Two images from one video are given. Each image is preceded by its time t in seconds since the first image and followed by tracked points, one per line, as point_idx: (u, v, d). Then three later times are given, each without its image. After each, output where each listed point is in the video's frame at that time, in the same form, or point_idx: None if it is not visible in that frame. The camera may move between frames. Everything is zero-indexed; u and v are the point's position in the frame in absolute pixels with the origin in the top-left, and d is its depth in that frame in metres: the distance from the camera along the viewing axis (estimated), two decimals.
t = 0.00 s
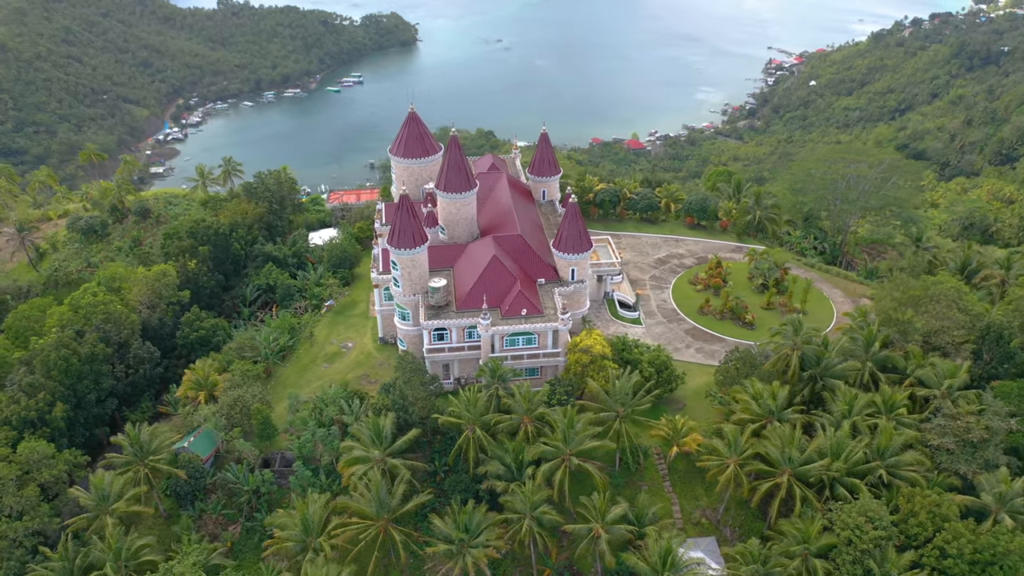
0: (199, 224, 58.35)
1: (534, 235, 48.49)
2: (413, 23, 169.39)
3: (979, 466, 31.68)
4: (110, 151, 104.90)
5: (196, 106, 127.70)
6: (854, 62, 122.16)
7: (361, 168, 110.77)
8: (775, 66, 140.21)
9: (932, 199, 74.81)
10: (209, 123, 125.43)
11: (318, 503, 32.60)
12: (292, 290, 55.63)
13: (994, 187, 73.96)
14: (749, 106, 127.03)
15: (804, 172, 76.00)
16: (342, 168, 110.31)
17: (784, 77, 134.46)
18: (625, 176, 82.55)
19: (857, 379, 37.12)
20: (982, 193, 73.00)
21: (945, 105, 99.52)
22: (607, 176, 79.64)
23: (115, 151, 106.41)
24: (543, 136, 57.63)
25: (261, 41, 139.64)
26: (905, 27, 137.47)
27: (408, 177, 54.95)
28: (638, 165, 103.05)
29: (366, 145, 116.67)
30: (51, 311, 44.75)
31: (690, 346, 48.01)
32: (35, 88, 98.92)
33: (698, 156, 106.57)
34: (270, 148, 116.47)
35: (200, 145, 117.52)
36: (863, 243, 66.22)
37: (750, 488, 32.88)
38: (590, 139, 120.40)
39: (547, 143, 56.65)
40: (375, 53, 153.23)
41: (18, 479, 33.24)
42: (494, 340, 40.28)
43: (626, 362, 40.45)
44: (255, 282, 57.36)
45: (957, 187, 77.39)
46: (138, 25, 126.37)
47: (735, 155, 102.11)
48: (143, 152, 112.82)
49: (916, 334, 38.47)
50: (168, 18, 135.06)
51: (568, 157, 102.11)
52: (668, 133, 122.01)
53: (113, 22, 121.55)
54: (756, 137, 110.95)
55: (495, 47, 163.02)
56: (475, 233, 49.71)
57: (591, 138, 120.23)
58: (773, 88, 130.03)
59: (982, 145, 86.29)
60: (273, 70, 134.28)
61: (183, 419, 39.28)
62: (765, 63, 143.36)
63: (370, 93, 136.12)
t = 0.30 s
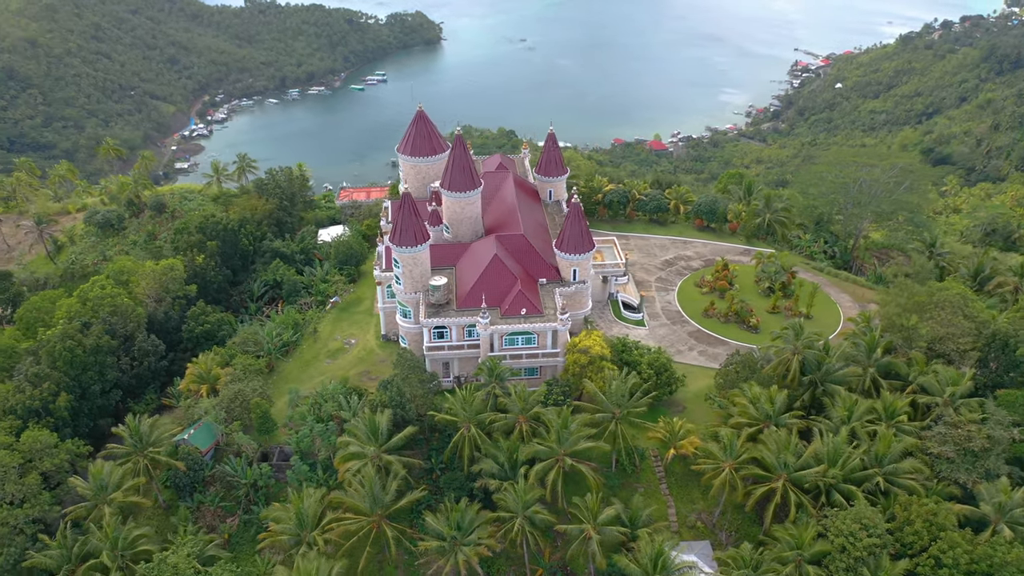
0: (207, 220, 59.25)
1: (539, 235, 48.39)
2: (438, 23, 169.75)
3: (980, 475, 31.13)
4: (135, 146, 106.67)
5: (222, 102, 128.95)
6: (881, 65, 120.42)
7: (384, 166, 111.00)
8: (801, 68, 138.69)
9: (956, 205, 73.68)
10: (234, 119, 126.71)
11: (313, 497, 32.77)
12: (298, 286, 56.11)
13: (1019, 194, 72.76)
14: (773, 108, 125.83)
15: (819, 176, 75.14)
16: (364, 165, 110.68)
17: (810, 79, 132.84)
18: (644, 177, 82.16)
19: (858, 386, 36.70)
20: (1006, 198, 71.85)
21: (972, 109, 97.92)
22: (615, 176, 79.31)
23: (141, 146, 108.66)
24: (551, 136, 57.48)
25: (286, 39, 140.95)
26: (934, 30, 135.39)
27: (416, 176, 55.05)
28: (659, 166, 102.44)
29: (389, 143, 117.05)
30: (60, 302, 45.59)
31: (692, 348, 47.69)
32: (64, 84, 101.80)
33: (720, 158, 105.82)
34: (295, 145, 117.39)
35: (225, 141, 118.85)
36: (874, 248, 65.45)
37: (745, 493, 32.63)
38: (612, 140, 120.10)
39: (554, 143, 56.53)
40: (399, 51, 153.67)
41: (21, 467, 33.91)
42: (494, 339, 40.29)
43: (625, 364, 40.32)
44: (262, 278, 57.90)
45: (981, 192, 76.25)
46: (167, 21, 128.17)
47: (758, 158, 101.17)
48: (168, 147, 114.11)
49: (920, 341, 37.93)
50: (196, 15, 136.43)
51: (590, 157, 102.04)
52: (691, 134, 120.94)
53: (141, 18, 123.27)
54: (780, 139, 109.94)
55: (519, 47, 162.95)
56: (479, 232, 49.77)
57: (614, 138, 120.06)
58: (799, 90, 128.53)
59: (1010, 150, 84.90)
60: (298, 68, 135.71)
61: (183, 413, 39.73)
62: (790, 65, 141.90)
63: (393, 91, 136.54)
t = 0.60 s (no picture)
0: (217, 215, 60.16)
1: (544, 236, 48.34)
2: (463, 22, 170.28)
3: (980, 485, 30.66)
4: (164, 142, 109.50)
5: (247, 99, 130.82)
6: (909, 68, 118.71)
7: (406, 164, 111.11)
8: (828, 71, 137.08)
9: (982, 211, 72.40)
10: (259, 116, 128.27)
11: (309, 491, 32.98)
12: (305, 282, 56.65)
13: None
14: (798, 110, 124.49)
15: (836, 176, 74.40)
16: (386, 163, 111.12)
17: (837, 82, 131.38)
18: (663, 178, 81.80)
19: (859, 392, 36.28)
20: None
21: (1002, 112, 96.24)
22: (625, 177, 78.99)
23: (169, 142, 111.33)
24: (558, 136, 57.35)
25: (312, 38, 142.47)
26: (965, 33, 133.30)
27: (424, 174, 55.28)
28: (681, 168, 101.99)
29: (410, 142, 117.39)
30: (70, 294, 46.48)
31: (695, 351, 47.40)
32: (94, 80, 105.14)
33: (743, 160, 104.97)
34: (318, 143, 118.38)
35: (250, 138, 120.26)
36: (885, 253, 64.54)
37: (739, 497, 32.41)
38: (635, 141, 119.68)
39: (562, 143, 56.41)
40: (424, 49, 153.71)
41: (25, 454, 34.60)
42: (493, 337, 40.34)
43: (626, 365, 40.18)
44: (271, 273, 58.46)
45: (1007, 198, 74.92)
46: (194, 20, 133.09)
47: (782, 159, 100.31)
48: (194, 143, 116.50)
49: (924, 347, 37.44)
50: (225, 14, 141.40)
51: (611, 157, 102.04)
52: (715, 136, 120.01)
53: (170, 16, 128.16)
54: (804, 142, 108.87)
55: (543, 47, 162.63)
56: (484, 231, 49.86)
57: (637, 138, 119.74)
58: (825, 93, 127.07)
59: None
60: (323, 66, 136.90)
61: (184, 406, 40.26)
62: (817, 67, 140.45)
63: (417, 90, 136.87)
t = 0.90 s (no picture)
0: (227, 210, 60.83)
1: (549, 236, 48.22)
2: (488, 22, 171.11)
3: (979, 495, 30.24)
4: (190, 138, 112.00)
5: (272, 96, 132.09)
6: (938, 72, 116.63)
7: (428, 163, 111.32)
8: (855, 73, 135.90)
9: (1008, 217, 71.18)
10: (283, 113, 129.49)
11: (305, 485, 33.23)
12: (312, 278, 57.21)
13: None
14: (824, 113, 123.37)
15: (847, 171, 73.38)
16: (408, 161, 111.26)
17: (864, 85, 130.17)
18: (682, 180, 81.57)
19: (860, 398, 35.78)
20: None
21: None
22: (636, 178, 78.52)
23: (194, 139, 113.28)
24: (566, 136, 57.20)
25: (337, 36, 143.30)
26: (998, 37, 130.91)
27: (431, 173, 55.40)
28: (703, 171, 101.62)
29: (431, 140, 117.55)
30: (80, 286, 47.37)
31: (698, 354, 47.11)
32: (123, 76, 107.95)
33: (767, 163, 104.07)
34: (341, 141, 118.95)
35: (273, 135, 121.16)
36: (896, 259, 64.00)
37: (734, 501, 32.19)
38: (657, 143, 119.26)
39: (569, 143, 56.25)
40: (448, 48, 155.20)
41: (29, 443, 35.36)
42: (493, 336, 40.39)
43: (625, 367, 39.99)
44: (279, 269, 59.01)
45: None
46: (222, 17, 135.97)
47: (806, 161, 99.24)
48: (220, 139, 118.05)
49: (927, 355, 36.76)
50: (252, 11, 143.62)
51: (633, 158, 101.98)
52: (739, 138, 119.15)
53: (199, 13, 131.11)
54: (828, 145, 107.71)
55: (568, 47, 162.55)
56: (488, 231, 49.88)
57: (659, 141, 119.35)
58: (852, 96, 125.64)
59: None
60: (348, 64, 137.23)
61: (186, 400, 40.73)
62: (844, 70, 139.24)
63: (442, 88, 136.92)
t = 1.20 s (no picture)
0: (238, 207, 61.94)
1: (554, 237, 48.15)
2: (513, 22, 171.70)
3: (979, 505, 29.85)
4: (213, 135, 114.39)
5: (297, 94, 134.16)
6: (968, 75, 114.43)
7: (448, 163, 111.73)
8: (883, 76, 134.83)
9: None
10: (307, 111, 131.17)
11: (301, 480, 33.53)
12: (319, 275, 57.71)
13: None
14: (851, 116, 122.49)
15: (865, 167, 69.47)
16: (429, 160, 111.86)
17: (891, 88, 128.66)
18: (702, 183, 81.19)
19: (861, 405, 35.35)
20: None
21: None
22: (646, 177, 77.98)
23: (219, 136, 116.03)
24: (574, 137, 57.02)
25: (363, 34, 144.26)
26: None
27: (439, 172, 55.56)
28: (726, 173, 101.12)
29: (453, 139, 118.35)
30: (89, 279, 48.32)
31: (700, 357, 46.85)
32: (150, 73, 110.50)
33: (791, 166, 103.03)
34: (363, 139, 120.04)
35: (296, 132, 122.80)
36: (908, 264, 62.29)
37: (728, 506, 32.00)
38: (680, 144, 118.77)
39: (576, 144, 56.07)
40: (473, 48, 154.80)
41: (33, 433, 35.88)
42: (492, 336, 40.46)
43: (625, 369, 39.82)
44: (286, 265, 59.47)
45: None
46: (249, 14, 137.17)
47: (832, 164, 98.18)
48: (244, 137, 120.50)
49: (931, 362, 36.28)
50: (279, 9, 144.44)
51: (654, 160, 101.96)
52: (763, 141, 118.66)
53: (226, 11, 133.49)
54: (853, 148, 106.46)
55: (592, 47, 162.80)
56: (493, 230, 49.95)
57: (682, 143, 118.98)
58: (879, 99, 124.28)
59: None
60: (373, 62, 138.26)
61: (188, 394, 41.20)
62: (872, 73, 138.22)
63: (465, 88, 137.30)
